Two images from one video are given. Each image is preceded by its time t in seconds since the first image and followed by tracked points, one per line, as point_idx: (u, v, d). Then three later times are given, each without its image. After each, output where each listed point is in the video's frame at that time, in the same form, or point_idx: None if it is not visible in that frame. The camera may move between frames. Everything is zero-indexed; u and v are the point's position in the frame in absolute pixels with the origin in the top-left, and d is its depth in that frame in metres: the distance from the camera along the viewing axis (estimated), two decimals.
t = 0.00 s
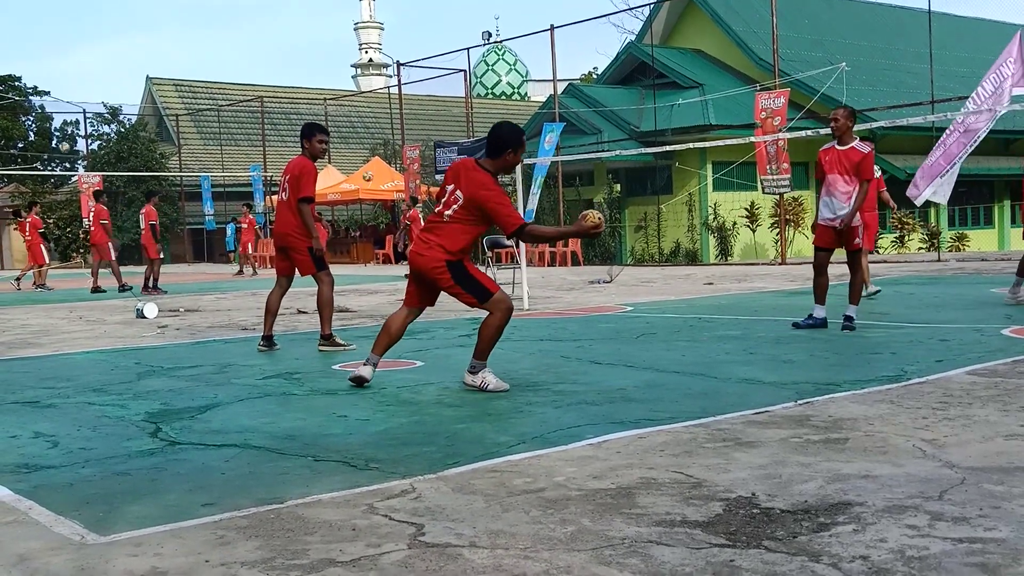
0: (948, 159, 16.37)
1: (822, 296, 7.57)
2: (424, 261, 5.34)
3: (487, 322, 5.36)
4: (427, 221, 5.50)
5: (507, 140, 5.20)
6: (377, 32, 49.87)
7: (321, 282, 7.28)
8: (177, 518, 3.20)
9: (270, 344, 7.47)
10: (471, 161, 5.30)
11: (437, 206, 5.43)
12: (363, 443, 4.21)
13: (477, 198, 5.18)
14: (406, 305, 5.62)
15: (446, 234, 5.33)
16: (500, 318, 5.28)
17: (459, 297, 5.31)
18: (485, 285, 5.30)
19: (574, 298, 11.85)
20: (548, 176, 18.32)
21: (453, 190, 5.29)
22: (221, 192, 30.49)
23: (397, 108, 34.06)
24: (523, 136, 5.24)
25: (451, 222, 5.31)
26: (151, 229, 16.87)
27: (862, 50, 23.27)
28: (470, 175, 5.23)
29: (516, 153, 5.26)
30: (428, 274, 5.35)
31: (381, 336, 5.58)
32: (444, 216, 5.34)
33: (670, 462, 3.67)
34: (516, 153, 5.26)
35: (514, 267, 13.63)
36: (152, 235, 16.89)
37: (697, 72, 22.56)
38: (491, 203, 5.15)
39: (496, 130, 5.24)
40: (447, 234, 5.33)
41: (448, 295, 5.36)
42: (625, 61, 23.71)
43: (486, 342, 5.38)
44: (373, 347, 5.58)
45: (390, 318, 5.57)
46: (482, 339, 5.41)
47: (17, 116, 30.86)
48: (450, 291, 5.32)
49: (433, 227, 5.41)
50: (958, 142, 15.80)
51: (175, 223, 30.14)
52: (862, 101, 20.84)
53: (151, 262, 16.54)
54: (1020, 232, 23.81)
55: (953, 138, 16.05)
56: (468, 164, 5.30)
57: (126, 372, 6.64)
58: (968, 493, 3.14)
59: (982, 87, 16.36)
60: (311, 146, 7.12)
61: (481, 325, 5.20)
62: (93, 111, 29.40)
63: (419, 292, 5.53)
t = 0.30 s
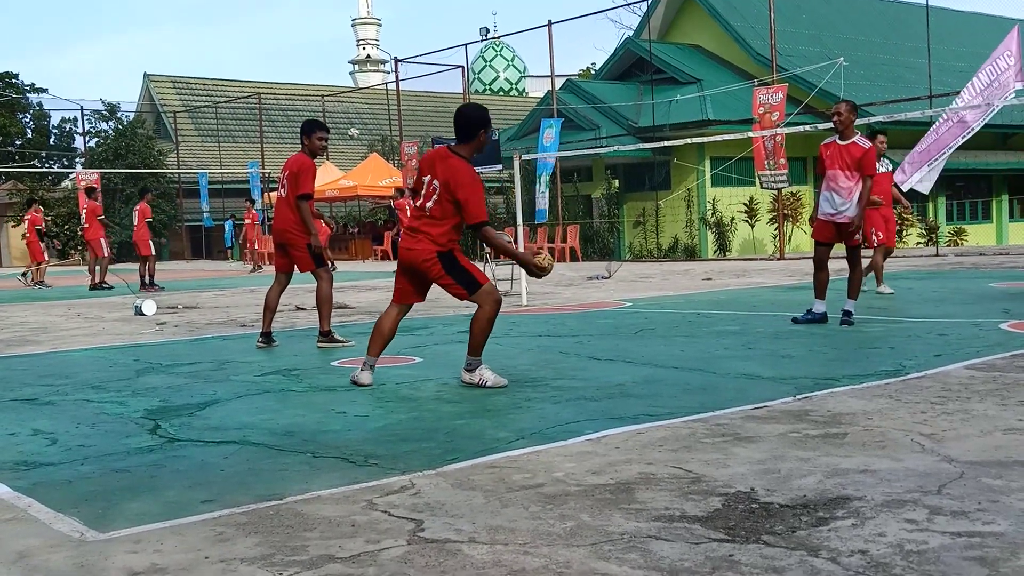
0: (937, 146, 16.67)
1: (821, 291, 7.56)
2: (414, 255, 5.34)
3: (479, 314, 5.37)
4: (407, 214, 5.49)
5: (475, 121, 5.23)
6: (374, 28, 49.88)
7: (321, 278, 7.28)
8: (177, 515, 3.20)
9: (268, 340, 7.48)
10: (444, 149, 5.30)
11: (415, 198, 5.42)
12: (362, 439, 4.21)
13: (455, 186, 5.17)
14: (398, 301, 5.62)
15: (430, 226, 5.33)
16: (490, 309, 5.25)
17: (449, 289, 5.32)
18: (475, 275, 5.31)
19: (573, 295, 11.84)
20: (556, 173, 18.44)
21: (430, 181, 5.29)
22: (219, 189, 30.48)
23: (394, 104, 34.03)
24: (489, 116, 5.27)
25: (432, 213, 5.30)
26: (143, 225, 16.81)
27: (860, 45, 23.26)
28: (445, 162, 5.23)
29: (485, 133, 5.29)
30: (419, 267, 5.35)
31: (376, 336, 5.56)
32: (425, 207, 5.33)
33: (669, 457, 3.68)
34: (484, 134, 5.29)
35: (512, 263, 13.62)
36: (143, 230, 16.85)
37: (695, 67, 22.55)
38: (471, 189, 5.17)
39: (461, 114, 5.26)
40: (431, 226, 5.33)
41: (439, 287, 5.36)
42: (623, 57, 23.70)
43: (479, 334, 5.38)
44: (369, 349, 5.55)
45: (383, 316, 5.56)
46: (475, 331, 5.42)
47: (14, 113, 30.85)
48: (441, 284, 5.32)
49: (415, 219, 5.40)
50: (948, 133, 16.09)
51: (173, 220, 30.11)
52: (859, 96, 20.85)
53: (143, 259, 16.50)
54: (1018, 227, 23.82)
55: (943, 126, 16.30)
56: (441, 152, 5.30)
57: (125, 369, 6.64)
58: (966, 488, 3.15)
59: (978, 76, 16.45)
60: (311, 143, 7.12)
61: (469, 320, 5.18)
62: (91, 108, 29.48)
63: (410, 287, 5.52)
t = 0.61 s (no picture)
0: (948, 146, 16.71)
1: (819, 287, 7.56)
2: (392, 249, 5.34)
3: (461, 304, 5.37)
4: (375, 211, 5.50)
5: (426, 107, 5.29)
6: (372, 24, 49.86)
7: (319, 276, 7.28)
8: (175, 512, 3.20)
9: (266, 337, 7.46)
10: (403, 140, 5.35)
11: (381, 194, 5.44)
12: (361, 436, 4.21)
13: (423, 173, 5.21)
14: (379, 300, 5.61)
15: (402, 218, 5.34)
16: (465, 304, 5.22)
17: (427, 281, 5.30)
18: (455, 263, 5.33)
19: (571, 291, 11.84)
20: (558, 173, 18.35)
21: (395, 172, 5.31)
22: (217, 187, 30.45)
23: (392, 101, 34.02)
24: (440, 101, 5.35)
25: (402, 205, 5.31)
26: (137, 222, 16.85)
27: (858, 42, 23.26)
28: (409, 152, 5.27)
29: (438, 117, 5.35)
30: (398, 261, 5.35)
31: (365, 337, 5.55)
32: (393, 200, 5.34)
33: (667, 454, 3.68)
34: (436, 118, 5.37)
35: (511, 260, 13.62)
36: (139, 227, 16.92)
37: (693, 65, 22.55)
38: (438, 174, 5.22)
39: (412, 103, 5.30)
40: (403, 218, 5.33)
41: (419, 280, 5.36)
42: (621, 54, 23.69)
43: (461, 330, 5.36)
44: (361, 347, 5.53)
45: (368, 316, 5.55)
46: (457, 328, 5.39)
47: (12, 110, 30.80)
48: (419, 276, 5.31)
49: (385, 214, 5.41)
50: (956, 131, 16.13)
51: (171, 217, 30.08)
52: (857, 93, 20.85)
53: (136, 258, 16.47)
54: (1015, 223, 23.84)
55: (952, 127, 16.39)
56: (400, 144, 5.34)
57: (123, 366, 6.63)
58: (965, 484, 3.15)
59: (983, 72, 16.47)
60: (316, 141, 7.10)
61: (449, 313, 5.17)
62: (88, 106, 29.42)
63: (390, 283, 5.52)
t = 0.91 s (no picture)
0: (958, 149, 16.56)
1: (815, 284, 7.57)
2: (380, 242, 5.34)
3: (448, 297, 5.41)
4: (354, 206, 5.48)
5: (403, 96, 5.35)
6: (372, 22, 49.85)
7: (319, 274, 7.29)
8: (174, 510, 3.20)
9: (266, 335, 7.45)
10: (382, 131, 5.38)
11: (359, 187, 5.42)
12: (359, 433, 4.21)
13: (411, 162, 5.27)
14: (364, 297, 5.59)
15: (387, 210, 5.36)
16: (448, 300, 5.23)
17: (415, 274, 5.32)
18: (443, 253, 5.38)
19: (570, 289, 11.84)
20: (559, 170, 18.33)
21: (378, 164, 5.32)
22: (216, 184, 30.45)
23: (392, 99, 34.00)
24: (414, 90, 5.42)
25: (387, 196, 5.33)
26: (132, 221, 16.84)
27: (856, 40, 23.26)
28: (392, 142, 5.31)
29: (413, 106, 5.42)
30: (385, 254, 5.36)
31: (357, 334, 5.54)
32: (376, 193, 5.35)
33: (665, 452, 3.68)
34: (412, 108, 5.43)
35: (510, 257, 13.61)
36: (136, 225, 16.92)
37: (692, 62, 22.54)
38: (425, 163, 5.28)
39: (387, 93, 5.35)
40: (389, 209, 5.35)
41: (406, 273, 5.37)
42: (620, 51, 23.68)
43: (448, 326, 5.36)
44: (356, 344, 5.53)
45: (357, 313, 5.54)
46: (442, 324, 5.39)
47: (11, 107, 30.78)
48: (407, 268, 5.32)
49: (366, 208, 5.40)
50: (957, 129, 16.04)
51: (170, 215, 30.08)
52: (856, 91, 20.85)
53: (131, 257, 16.46)
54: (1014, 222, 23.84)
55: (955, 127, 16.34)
56: (381, 135, 5.37)
57: (122, 364, 6.63)
58: (963, 482, 3.15)
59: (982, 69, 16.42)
60: (319, 140, 7.01)
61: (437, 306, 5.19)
62: (87, 103, 29.39)
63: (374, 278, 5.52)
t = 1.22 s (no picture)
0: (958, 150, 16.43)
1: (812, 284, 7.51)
2: (397, 237, 5.35)
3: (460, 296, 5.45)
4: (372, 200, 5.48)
5: (427, 93, 5.35)
6: (376, 20, 49.90)
7: (326, 271, 7.29)
8: (178, 507, 3.20)
9: (270, 332, 7.46)
10: (404, 127, 5.37)
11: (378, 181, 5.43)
12: (363, 431, 4.22)
13: (432, 160, 5.28)
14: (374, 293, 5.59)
15: (405, 206, 5.35)
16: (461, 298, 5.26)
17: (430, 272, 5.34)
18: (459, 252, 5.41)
19: (574, 287, 11.84)
20: (564, 169, 18.32)
21: (399, 159, 5.32)
22: (220, 182, 30.48)
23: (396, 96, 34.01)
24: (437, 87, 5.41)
25: (405, 193, 5.32)
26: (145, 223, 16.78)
27: (861, 38, 23.22)
28: (413, 139, 5.31)
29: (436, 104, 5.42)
30: (401, 249, 5.37)
31: (364, 331, 5.54)
32: (395, 187, 5.34)
33: (669, 450, 3.68)
34: (435, 105, 5.43)
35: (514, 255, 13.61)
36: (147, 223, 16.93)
37: (697, 60, 22.51)
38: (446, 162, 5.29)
39: (411, 89, 5.34)
40: (406, 205, 5.35)
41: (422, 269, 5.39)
42: (625, 49, 23.65)
43: (459, 326, 5.40)
44: (362, 341, 5.52)
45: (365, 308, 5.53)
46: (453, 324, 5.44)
47: (16, 105, 30.82)
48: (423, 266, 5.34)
49: (384, 203, 5.41)
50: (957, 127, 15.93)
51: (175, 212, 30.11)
52: (861, 89, 20.81)
53: (139, 256, 16.50)
54: (1019, 220, 23.79)
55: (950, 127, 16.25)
56: (403, 131, 5.36)
57: (126, 361, 6.63)
58: (968, 480, 3.15)
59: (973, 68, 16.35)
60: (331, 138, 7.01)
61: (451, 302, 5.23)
62: (92, 101, 29.40)
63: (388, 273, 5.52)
